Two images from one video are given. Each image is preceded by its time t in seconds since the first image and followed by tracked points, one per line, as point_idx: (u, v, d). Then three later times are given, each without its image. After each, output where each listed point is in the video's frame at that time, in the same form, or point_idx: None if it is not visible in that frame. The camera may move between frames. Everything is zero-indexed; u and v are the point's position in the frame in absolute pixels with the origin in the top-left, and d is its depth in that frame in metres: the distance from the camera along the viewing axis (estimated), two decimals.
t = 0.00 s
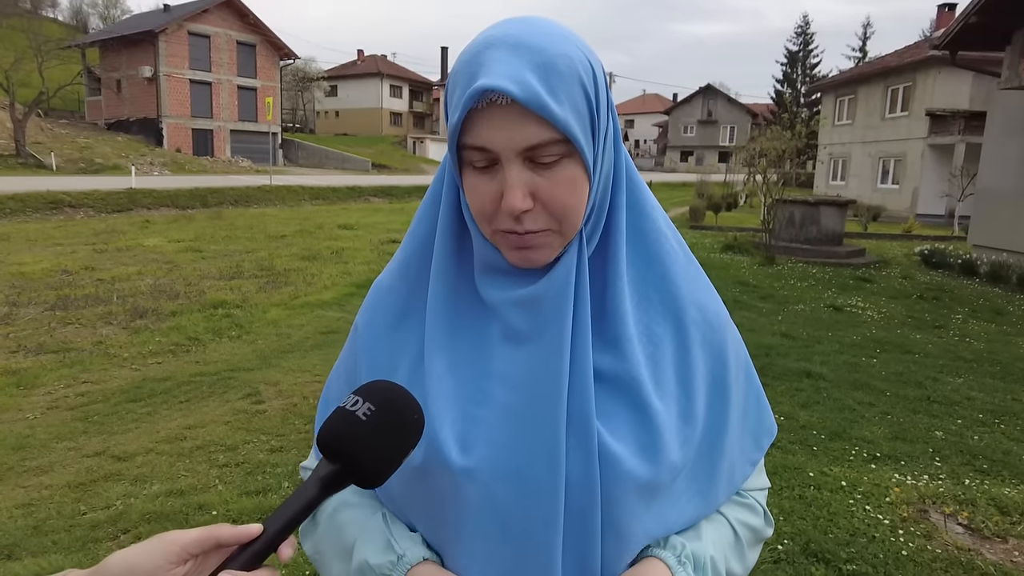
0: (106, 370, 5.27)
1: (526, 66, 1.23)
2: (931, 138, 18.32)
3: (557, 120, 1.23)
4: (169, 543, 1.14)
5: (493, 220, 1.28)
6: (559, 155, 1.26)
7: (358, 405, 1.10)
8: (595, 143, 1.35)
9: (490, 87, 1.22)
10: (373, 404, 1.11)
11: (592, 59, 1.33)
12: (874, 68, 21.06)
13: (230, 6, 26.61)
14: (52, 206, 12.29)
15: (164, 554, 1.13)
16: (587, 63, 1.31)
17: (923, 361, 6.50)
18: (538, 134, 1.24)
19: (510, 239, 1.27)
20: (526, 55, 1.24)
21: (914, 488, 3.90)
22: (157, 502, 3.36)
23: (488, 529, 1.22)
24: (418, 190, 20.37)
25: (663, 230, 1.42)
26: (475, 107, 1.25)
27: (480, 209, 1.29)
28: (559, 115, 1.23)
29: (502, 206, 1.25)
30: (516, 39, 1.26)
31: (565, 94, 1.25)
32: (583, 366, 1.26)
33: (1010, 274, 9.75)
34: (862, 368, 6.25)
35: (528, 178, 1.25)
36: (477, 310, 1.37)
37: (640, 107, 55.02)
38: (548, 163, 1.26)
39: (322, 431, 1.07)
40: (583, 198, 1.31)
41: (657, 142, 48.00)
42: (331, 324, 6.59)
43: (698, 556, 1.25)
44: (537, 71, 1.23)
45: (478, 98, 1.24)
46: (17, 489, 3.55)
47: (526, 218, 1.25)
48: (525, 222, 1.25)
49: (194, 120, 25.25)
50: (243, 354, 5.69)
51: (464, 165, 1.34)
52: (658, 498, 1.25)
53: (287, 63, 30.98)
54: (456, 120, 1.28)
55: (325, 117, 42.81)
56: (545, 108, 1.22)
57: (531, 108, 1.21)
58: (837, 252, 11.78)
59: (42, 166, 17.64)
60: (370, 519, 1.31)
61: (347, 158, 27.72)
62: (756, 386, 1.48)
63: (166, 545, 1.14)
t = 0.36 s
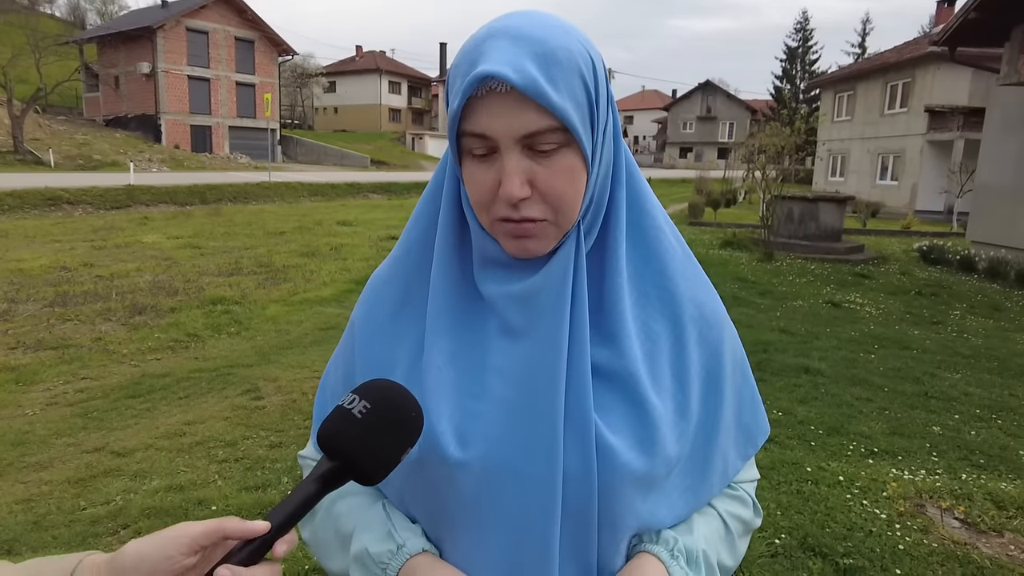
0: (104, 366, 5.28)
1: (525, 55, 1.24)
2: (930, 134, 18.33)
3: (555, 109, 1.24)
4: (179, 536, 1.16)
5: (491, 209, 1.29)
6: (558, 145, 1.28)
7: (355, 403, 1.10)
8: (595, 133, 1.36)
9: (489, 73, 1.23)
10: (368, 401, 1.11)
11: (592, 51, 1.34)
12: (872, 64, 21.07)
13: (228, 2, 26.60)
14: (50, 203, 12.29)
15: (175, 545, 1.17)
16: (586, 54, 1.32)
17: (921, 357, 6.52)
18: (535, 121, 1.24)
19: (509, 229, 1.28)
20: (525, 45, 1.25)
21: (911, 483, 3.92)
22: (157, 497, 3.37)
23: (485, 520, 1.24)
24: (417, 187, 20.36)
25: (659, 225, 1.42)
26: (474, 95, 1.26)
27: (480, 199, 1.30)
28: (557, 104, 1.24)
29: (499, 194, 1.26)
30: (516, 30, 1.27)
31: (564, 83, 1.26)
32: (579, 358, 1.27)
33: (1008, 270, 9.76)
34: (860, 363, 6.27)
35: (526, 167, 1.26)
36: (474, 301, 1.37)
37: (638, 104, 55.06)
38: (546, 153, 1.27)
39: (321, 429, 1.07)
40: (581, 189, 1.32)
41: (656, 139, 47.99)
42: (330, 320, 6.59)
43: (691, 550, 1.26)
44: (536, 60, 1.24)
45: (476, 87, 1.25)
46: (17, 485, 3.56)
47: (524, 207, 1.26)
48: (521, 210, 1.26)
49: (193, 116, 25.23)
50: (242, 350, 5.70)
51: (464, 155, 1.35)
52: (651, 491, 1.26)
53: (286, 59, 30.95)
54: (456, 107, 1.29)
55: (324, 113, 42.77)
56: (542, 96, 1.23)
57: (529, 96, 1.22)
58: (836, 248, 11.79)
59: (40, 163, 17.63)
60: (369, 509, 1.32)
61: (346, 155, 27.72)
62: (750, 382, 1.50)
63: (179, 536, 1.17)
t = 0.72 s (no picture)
0: (103, 365, 5.29)
1: (522, 46, 1.25)
2: (929, 133, 18.35)
3: (552, 98, 1.25)
4: (212, 514, 1.18)
5: (488, 198, 1.30)
6: (554, 136, 1.28)
7: (374, 375, 1.13)
8: (592, 128, 1.37)
9: (487, 64, 1.24)
10: (386, 373, 1.14)
11: (588, 46, 1.36)
12: (872, 63, 21.07)
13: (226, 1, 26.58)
14: (49, 202, 12.28)
15: (209, 523, 1.18)
16: (583, 49, 1.34)
17: (919, 355, 6.53)
18: (530, 109, 1.25)
19: (506, 219, 1.29)
20: (522, 37, 1.26)
21: (908, 480, 3.93)
22: (156, 495, 3.38)
23: (486, 509, 1.24)
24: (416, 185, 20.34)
25: (660, 220, 1.43)
26: (471, 85, 1.27)
27: (477, 189, 1.31)
28: (553, 94, 1.25)
29: (496, 181, 1.27)
30: (514, 23, 1.29)
31: (560, 74, 1.28)
32: (577, 350, 1.28)
33: (1006, 268, 9.77)
34: (858, 361, 6.28)
35: (523, 157, 1.27)
36: (474, 294, 1.38)
37: (638, 102, 55.06)
38: (544, 143, 1.28)
39: (342, 403, 1.08)
40: (579, 181, 1.33)
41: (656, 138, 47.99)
42: (329, 319, 6.60)
43: (693, 540, 1.27)
44: (532, 51, 1.26)
45: (474, 76, 1.26)
46: (17, 483, 3.57)
47: (521, 195, 1.26)
48: (518, 198, 1.27)
49: (191, 115, 25.22)
50: (242, 349, 5.70)
51: (463, 146, 1.36)
52: (651, 483, 1.27)
53: (285, 58, 30.93)
54: (454, 98, 1.30)
55: (323, 112, 42.76)
56: (538, 85, 1.24)
57: (527, 84, 1.23)
58: (835, 247, 11.80)
59: (39, 162, 17.62)
60: (367, 501, 1.34)
61: (345, 153, 27.73)
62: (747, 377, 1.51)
63: (212, 513, 1.18)
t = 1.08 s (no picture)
0: (102, 364, 5.29)
1: (521, 52, 1.26)
2: (927, 132, 18.37)
3: (551, 106, 1.25)
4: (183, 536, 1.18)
5: (488, 202, 1.30)
6: (555, 140, 1.29)
7: (359, 402, 1.11)
8: (591, 131, 1.37)
9: (487, 71, 1.24)
10: (373, 401, 1.12)
11: (587, 50, 1.36)
12: (870, 62, 21.09)
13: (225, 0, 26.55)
14: (48, 201, 12.27)
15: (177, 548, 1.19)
16: (581, 54, 1.34)
17: (917, 354, 6.55)
18: (531, 117, 1.26)
19: (506, 223, 1.29)
20: (521, 42, 1.27)
21: (907, 479, 3.94)
22: (155, 494, 3.38)
23: (486, 507, 1.25)
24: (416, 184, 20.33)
25: (657, 222, 1.44)
26: (472, 90, 1.28)
27: (477, 192, 1.31)
28: (553, 99, 1.25)
29: (496, 186, 1.27)
30: (514, 28, 1.29)
31: (560, 80, 1.28)
32: (576, 352, 1.28)
33: (1004, 268, 9.78)
34: (856, 361, 6.29)
35: (524, 161, 1.27)
36: (474, 295, 1.39)
37: (637, 101, 55.10)
38: (543, 147, 1.29)
39: (328, 427, 1.08)
40: (577, 184, 1.34)
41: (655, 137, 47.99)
42: (328, 318, 6.61)
43: (694, 535, 1.28)
44: (531, 57, 1.26)
45: (475, 82, 1.27)
46: (15, 482, 3.57)
47: (521, 200, 1.27)
48: (517, 203, 1.28)
49: (190, 114, 25.21)
50: (241, 348, 5.71)
51: (462, 150, 1.36)
52: (650, 480, 1.28)
53: (284, 57, 30.92)
54: (455, 103, 1.31)
55: (322, 111, 42.77)
56: (538, 91, 1.24)
57: (528, 92, 1.24)
58: (834, 246, 11.82)
59: (38, 161, 17.62)
60: (368, 501, 1.34)
61: (344, 153, 27.73)
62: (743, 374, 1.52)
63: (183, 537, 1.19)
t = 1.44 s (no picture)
0: (102, 364, 5.29)
1: (518, 56, 1.26)
2: (927, 132, 18.38)
3: (547, 110, 1.25)
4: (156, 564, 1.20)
5: (486, 206, 1.31)
6: (552, 143, 1.29)
7: (335, 422, 1.12)
8: (589, 135, 1.37)
9: (483, 76, 1.25)
10: (349, 420, 1.13)
11: (585, 54, 1.36)
12: (869, 62, 21.12)
13: None
14: (46, 201, 12.26)
15: None
16: (580, 56, 1.34)
17: (916, 354, 6.55)
18: (527, 122, 1.26)
19: (503, 227, 1.30)
20: (518, 46, 1.27)
21: (906, 478, 3.95)
22: (154, 494, 3.39)
23: (486, 509, 1.25)
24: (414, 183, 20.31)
25: (657, 224, 1.44)
26: (470, 93, 1.28)
27: (475, 195, 1.32)
28: (550, 104, 1.26)
29: (494, 191, 1.28)
30: (511, 33, 1.29)
31: (556, 85, 1.28)
32: (576, 355, 1.29)
33: (1003, 267, 9.78)
34: (855, 360, 6.30)
35: (520, 165, 1.28)
36: (475, 297, 1.39)
37: (636, 101, 55.13)
38: (542, 150, 1.29)
39: (302, 447, 1.08)
40: (575, 187, 1.34)
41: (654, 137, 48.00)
42: (328, 318, 6.61)
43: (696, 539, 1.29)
44: (528, 62, 1.26)
45: (472, 86, 1.27)
46: (15, 482, 3.57)
47: (518, 204, 1.27)
48: (514, 207, 1.28)
49: (189, 114, 25.19)
50: (240, 348, 5.71)
51: (462, 154, 1.37)
52: (651, 482, 1.28)
53: (283, 56, 30.92)
54: (452, 108, 1.31)
55: (322, 111, 42.78)
56: (534, 97, 1.25)
57: (523, 97, 1.24)
58: (833, 246, 11.83)
59: (37, 160, 17.61)
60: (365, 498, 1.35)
61: (343, 152, 27.74)
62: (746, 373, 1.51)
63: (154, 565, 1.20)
